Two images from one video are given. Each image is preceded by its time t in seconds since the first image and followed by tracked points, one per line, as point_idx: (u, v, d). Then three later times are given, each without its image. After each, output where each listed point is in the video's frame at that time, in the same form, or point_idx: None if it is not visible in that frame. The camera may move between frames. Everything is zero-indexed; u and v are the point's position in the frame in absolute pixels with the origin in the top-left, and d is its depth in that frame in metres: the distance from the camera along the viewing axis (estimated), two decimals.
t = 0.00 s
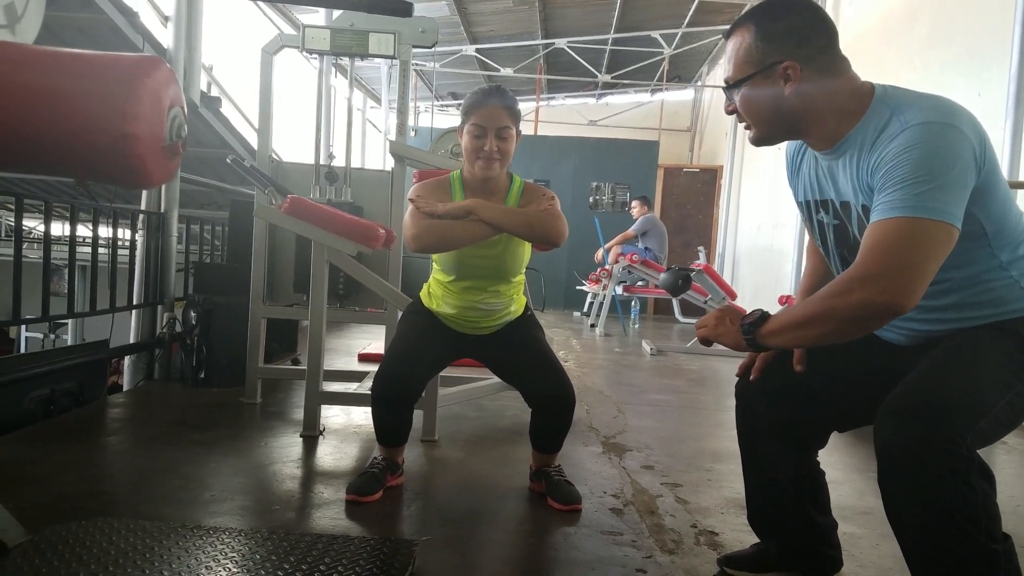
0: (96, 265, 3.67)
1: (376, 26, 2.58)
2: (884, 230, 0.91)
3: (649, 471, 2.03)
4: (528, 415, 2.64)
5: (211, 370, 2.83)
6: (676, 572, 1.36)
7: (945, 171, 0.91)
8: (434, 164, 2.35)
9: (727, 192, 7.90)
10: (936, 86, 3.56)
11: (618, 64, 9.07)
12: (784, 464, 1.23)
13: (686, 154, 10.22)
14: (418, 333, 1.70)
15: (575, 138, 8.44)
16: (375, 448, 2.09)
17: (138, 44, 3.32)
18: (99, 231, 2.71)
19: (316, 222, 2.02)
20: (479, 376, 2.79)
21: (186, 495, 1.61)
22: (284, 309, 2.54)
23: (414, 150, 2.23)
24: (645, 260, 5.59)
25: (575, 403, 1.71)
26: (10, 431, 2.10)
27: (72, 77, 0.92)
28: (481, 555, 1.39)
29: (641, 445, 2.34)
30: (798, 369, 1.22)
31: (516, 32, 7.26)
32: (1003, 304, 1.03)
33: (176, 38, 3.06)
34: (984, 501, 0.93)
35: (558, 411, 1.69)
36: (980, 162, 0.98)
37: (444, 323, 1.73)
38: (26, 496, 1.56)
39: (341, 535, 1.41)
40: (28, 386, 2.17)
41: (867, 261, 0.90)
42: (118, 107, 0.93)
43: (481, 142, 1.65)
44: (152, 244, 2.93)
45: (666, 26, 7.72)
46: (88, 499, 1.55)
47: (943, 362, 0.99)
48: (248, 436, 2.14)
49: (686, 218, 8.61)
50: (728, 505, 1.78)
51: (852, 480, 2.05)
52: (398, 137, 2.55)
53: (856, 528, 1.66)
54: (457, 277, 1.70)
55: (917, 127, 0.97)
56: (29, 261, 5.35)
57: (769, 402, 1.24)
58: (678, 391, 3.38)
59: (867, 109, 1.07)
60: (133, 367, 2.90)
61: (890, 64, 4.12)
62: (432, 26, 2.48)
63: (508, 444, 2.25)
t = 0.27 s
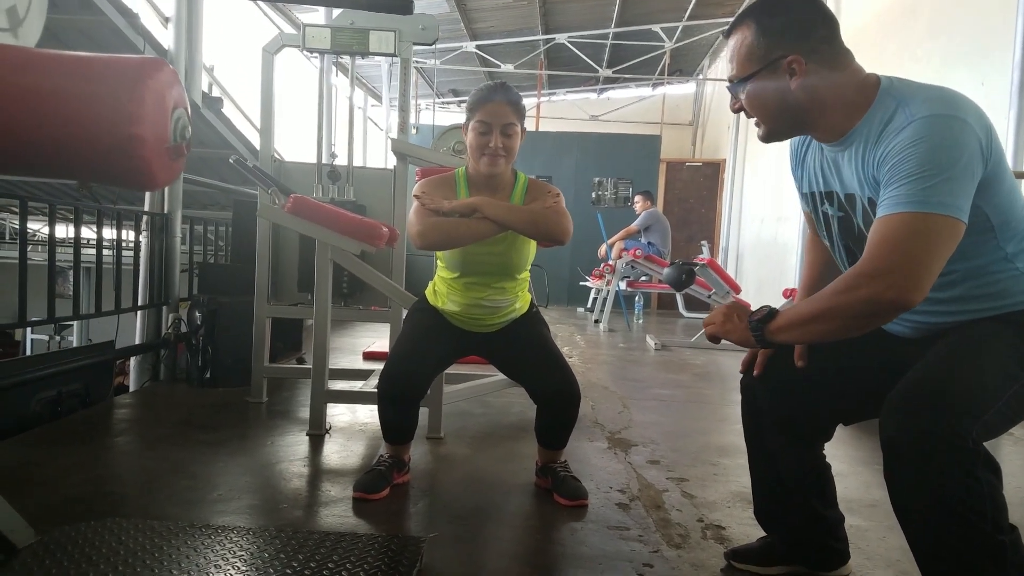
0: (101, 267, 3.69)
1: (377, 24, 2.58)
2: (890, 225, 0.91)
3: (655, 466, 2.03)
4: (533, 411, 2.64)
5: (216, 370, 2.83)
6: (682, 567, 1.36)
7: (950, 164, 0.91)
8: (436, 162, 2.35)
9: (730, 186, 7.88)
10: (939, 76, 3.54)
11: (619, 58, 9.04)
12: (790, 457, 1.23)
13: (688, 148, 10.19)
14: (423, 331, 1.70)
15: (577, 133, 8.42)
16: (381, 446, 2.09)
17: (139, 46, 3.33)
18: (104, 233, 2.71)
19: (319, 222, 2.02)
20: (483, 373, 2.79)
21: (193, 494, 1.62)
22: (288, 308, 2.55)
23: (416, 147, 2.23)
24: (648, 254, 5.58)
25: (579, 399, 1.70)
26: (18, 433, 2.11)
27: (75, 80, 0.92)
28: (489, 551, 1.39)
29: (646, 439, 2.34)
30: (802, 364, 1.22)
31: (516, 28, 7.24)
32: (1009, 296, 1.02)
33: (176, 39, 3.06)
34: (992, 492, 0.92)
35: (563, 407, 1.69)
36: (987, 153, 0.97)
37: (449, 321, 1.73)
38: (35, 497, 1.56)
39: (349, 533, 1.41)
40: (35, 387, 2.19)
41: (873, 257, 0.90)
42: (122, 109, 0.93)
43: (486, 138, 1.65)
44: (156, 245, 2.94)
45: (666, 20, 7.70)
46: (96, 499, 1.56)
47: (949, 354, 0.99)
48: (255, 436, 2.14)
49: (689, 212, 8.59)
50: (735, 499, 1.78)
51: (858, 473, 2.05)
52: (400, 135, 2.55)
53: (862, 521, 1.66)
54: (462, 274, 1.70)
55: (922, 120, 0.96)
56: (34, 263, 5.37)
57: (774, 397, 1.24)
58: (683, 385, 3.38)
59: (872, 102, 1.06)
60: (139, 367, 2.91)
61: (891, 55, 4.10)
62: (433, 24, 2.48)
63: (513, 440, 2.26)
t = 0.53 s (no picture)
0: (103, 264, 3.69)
1: (379, 20, 2.58)
2: (865, 212, 0.92)
3: (658, 463, 2.03)
4: (535, 408, 2.64)
5: (219, 367, 2.84)
6: (685, 563, 1.36)
7: (942, 164, 0.91)
8: (439, 158, 2.35)
9: (732, 182, 7.86)
10: (942, 72, 3.52)
11: (621, 55, 9.02)
12: (794, 453, 1.22)
13: (690, 144, 10.17)
14: (426, 328, 1.70)
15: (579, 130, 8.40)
16: (384, 443, 2.10)
17: (141, 42, 3.32)
18: (106, 230, 2.72)
19: (322, 219, 2.02)
20: (485, 369, 2.79)
21: (195, 491, 1.62)
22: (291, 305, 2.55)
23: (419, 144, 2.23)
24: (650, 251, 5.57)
25: (582, 395, 1.70)
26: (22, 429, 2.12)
27: (76, 76, 0.92)
28: (492, 547, 1.40)
29: (649, 436, 2.34)
30: (799, 364, 1.22)
31: (518, 25, 7.22)
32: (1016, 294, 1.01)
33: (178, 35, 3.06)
34: (997, 489, 0.92)
35: (565, 404, 1.69)
36: (988, 157, 0.97)
37: (452, 317, 1.72)
38: (39, 493, 1.57)
39: (351, 530, 1.42)
40: (39, 384, 2.19)
41: (842, 241, 0.92)
42: (124, 104, 0.93)
43: (492, 135, 1.65)
44: (159, 242, 2.94)
45: (669, 15, 7.67)
46: (99, 496, 1.56)
47: (954, 351, 0.98)
48: (257, 432, 2.15)
49: (691, 209, 8.58)
50: (738, 496, 1.77)
51: (862, 469, 2.04)
52: (402, 131, 2.55)
53: (865, 517, 1.65)
54: (468, 271, 1.70)
55: (928, 113, 0.96)
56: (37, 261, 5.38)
57: (776, 392, 1.23)
58: (685, 382, 3.38)
59: (881, 97, 1.06)
60: (141, 364, 2.91)
61: (894, 50, 4.08)
62: (435, 20, 2.47)
63: (515, 437, 2.26)
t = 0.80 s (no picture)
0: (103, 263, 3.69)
1: (377, 16, 2.57)
2: (851, 200, 0.92)
3: (659, 457, 2.03)
4: (536, 403, 2.64)
5: (220, 365, 2.84)
6: (687, 557, 1.36)
7: (929, 150, 0.90)
8: (439, 155, 2.34)
9: (732, 177, 7.85)
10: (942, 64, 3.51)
11: (620, 50, 9.00)
12: (796, 445, 1.22)
13: (690, 139, 10.15)
14: (426, 325, 1.70)
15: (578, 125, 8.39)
16: (385, 439, 2.10)
17: (138, 40, 3.32)
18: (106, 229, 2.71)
19: (323, 218, 2.02)
20: (486, 366, 2.79)
21: (197, 490, 1.62)
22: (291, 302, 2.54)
23: (418, 140, 2.22)
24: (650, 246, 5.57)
25: (583, 390, 1.70)
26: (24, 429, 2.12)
27: (73, 73, 0.91)
28: (494, 542, 1.40)
29: (650, 431, 2.34)
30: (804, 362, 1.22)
31: (516, 20, 7.21)
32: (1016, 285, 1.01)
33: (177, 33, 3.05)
34: (998, 479, 0.92)
35: (566, 399, 1.69)
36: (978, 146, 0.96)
37: (453, 313, 1.72)
38: (41, 492, 1.57)
39: (353, 526, 1.42)
40: (40, 383, 2.19)
41: (827, 229, 0.92)
42: (122, 100, 0.92)
43: (492, 131, 1.64)
44: (158, 241, 2.94)
45: (667, 10, 7.65)
46: (101, 494, 1.57)
47: (956, 342, 0.98)
48: (259, 430, 2.15)
49: (691, 204, 8.57)
50: (739, 489, 1.78)
51: (863, 462, 2.05)
52: (401, 127, 2.54)
53: (866, 510, 1.65)
54: (468, 269, 1.70)
55: (919, 99, 0.95)
56: (37, 260, 5.38)
57: (785, 385, 1.23)
58: (686, 377, 3.38)
59: (876, 81, 1.04)
60: (142, 363, 2.91)
61: (894, 42, 4.07)
62: (433, 15, 2.47)
63: (516, 433, 2.26)
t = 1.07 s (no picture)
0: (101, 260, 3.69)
1: (376, 13, 2.56)
2: (845, 180, 0.91)
3: (658, 454, 2.03)
4: (535, 400, 2.64)
5: (219, 363, 2.84)
6: (686, 553, 1.37)
7: (921, 125, 0.89)
8: (437, 152, 2.34)
9: (731, 174, 7.84)
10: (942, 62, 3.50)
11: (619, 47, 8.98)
12: (797, 440, 1.23)
13: (689, 136, 10.14)
14: (425, 322, 1.70)
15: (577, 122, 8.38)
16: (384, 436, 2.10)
17: (136, 37, 3.31)
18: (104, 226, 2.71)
19: (321, 214, 2.01)
20: (485, 363, 2.79)
21: (195, 487, 1.62)
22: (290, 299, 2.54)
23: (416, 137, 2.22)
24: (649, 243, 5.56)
25: (582, 388, 1.71)
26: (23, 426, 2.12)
27: (70, 69, 0.91)
28: (493, 539, 1.40)
29: (649, 428, 2.34)
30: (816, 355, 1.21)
31: (515, 17, 7.19)
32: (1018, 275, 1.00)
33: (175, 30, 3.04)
34: (1008, 469, 0.91)
35: (565, 395, 1.69)
36: (973, 120, 0.94)
37: (451, 309, 1.72)
38: (40, 489, 1.57)
39: (352, 523, 1.42)
40: (38, 381, 2.19)
41: (822, 210, 0.92)
42: (120, 96, 0.92)
43: (491, 125, 1.64)
44: (156, 238, 2.93)
45: (667, 7, 7.64)
46: (99, 491, 1.57)
47: (961, 323, 0.97)
48: (258, 427, 2.15)
49: (690, 201, 8.56)
50: (738, 486, 1.78)
51: (861, 459, 2.05)
52: (399, 124, 2.54)
53: (865, 507, 1.66)
54: (466, 265, 1.70)
55: (910, 76, 0.94)
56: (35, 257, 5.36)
57: (795, 379, 1.23)
58: (685, 374, 3.38)
59: (868, 58, 1.02)
60: (141, 360, 2.91)
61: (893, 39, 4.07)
62: (432, 12, 2.46)
63: (515, 430, 2.26)
